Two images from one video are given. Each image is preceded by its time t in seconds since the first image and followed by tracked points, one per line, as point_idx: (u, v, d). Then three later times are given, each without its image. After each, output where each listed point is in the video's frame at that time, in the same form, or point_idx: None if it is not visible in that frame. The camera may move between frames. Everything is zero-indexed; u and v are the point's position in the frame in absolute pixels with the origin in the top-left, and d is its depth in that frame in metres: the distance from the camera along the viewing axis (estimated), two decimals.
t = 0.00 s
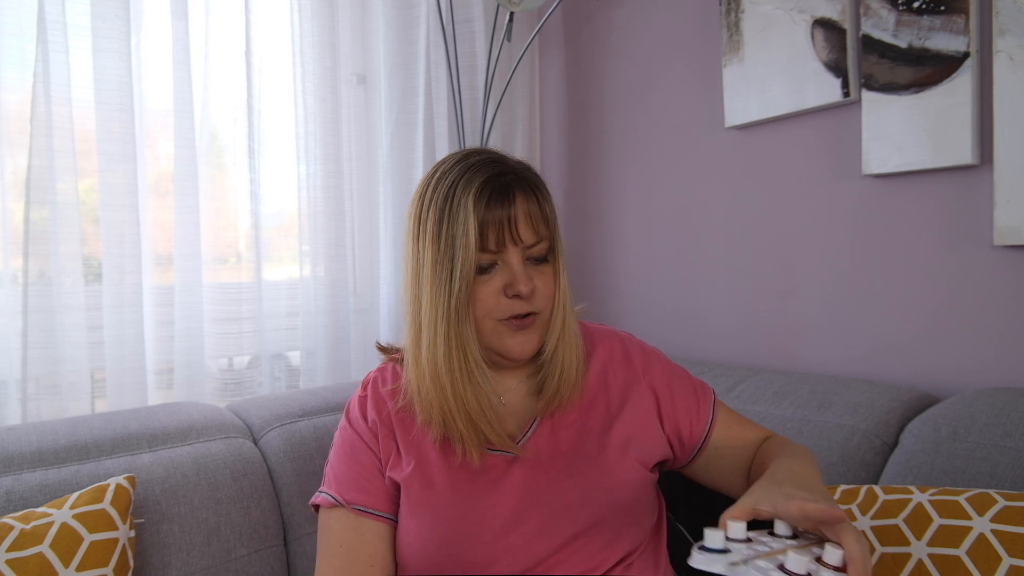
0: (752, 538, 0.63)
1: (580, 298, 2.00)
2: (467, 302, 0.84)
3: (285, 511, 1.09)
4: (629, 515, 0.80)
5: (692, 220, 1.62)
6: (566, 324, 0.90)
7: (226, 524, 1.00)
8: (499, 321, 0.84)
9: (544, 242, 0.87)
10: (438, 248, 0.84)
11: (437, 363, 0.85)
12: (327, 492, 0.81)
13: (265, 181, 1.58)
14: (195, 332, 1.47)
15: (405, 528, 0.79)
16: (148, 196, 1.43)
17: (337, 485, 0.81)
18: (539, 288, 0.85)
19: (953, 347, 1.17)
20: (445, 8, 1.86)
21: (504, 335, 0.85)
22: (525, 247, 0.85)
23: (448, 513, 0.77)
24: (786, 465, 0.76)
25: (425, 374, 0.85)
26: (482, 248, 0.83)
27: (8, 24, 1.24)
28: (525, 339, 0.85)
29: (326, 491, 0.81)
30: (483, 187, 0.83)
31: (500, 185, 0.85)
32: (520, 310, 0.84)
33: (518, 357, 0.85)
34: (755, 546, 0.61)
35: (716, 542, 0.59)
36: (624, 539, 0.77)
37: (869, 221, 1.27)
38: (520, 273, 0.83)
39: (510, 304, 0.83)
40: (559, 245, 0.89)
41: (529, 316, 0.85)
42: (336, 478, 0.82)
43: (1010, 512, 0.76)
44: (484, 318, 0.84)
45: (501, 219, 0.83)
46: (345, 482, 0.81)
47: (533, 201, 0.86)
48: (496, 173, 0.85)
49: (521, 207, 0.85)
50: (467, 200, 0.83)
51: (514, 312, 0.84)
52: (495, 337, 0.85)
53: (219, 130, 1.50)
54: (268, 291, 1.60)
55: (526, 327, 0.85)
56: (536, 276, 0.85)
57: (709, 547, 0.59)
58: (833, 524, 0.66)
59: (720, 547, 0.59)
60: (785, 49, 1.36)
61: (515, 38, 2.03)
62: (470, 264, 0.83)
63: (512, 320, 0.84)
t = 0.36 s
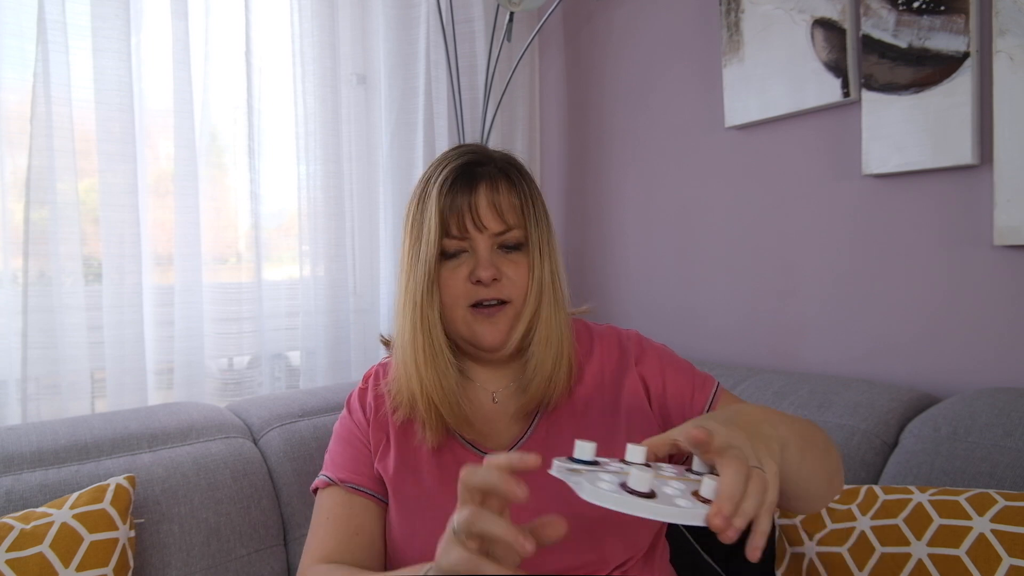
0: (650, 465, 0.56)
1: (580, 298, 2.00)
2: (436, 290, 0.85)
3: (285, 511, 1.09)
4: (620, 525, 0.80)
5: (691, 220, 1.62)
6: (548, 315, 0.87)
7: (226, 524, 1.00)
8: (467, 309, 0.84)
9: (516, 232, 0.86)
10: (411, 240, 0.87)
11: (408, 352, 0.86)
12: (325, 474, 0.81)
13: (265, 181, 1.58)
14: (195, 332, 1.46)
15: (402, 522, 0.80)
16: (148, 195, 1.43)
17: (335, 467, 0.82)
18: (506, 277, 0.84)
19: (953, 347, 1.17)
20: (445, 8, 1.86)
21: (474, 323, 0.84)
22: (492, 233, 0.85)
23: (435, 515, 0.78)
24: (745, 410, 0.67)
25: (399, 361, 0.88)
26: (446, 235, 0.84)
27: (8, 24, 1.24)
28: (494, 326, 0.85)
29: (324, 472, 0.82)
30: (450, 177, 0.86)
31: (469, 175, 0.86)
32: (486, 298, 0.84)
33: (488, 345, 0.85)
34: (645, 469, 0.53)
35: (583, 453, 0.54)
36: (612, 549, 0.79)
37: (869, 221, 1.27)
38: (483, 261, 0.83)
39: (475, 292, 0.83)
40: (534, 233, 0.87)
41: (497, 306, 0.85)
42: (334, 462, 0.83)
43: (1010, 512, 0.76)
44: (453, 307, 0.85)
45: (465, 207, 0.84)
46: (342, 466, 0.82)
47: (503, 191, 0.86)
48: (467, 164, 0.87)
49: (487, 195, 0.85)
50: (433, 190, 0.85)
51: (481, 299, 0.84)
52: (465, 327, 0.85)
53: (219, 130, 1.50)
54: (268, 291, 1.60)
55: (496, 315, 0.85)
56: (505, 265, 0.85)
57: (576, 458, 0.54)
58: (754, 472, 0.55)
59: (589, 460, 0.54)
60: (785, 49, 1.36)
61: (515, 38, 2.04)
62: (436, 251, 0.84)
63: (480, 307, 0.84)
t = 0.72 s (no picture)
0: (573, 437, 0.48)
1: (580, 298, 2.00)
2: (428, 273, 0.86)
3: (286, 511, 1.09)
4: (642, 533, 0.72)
5: (691, 219, 1.62)
6: (540, 311, 0.86)
7: (226, 524, 1.00)
8: (452, 294, 0.83)
9: (510, 223, 0.86)
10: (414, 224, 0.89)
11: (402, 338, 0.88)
12: (321, 464, 0.82)
13: (265, 182, 1.58)
14: (195, 332, 1.46)
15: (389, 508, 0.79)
16: (148, 196, 1.43)
17: (330, 457, 0.83)
18: (494, 266, 0.83)
19: (953, 347, 1.17)
20: (445, 8, 1.86)
21: (457, 310, 0.83)
22: (486, 221, 0.85)
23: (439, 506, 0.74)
24: (699, 372, 0.59)
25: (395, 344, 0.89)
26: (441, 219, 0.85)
27: (8, 24, 1.23)
28: (477, 316, 0.82)
29: (320, 464, 0.83)
30: (454, 163, 0.87)
31: (475, 164, 0.88)
32: (472, 285, 0.83)
33: (470, 335, 0.83)
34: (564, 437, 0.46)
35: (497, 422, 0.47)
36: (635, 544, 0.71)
37: (869, 221, 1.27)
38: (471, 247, 0.83)
39: (460, 277, 0.82)
40: (532, 229, 0.87)
41: (483, 293, 0.83)
42: (328, 454, 0.83)
43: (1010, 512, 0.76)
44: (438, 290, 0.84)
45: (464, 192, 0.86)
46: (338, 456, 0.82)
47: (503, 182, 0.87)
48: (475, 153, 0.89)
49: (486, 184, 0.86)
50: (437, 177, 0.88)
51: (465, 284, 0.83)
52: (449, 312, 0.83)
53: (219, 130, 1.50)
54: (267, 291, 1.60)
55: (480, 304, 0.83)
56: (492, 253, 0.84)
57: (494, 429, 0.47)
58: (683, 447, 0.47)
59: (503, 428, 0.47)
60: (785, 49, 1.36)
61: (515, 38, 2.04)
62: (430, 233, 0.85)
63: (466, 294, 0.83)
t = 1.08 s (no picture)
0: (528, 413, 0.50)
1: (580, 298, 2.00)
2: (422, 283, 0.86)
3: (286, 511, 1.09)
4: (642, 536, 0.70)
5: (691, 219, 1.62)
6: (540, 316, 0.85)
7: (226, 523, 1.00)
8: (448, 304, 0.83)
9: (504, 229, 0.85)
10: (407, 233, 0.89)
11: (399, 348, 0.88)
12: (319, 465, 0.82)
13: (265, 182, 1.58)
14: (195, 332, 1.46)
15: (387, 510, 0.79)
16: (148, 196, 1.43)
17: (329, 458, 0.83)
18: (488, 275, 0.82)
19: (953, 347, 1.17)
20: (445, 7, 1.86)
21: (453, 321, 0.83)
22: (478, 230, 0.84)
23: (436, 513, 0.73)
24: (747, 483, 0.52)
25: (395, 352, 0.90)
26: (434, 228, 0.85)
27: (8, 24, 1.23)
28: (473, 325, 0.83)
29: (319, 464, 0.83)
30: (445, 171, 0.87)
31: (466, 170, 0.87)
32: (467, 295, 0.83)
33: (467, 344, 0.83)
34: (517, 429, 0.47)
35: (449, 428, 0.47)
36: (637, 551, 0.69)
37: (869, 221, 1.27)
38: (463, 257, 0.82)
39: (454, 288, 0.82)
40: (527, 233, 0.86)
41: (479, 302, 0.83)
42: (326, 455, 0.83)
43: (1010, 512, 0.76)
44: (434, 301, 0.85)
45: (455, 200, 0.85)
46: (336, 457, 0.82)
47: (496, 187, 0.86)
48: (466, 158, 0.87)
49: (476, 190, 0.85)
50: (427, 186, 0.87)
51: (460, 296, 0.82)
52: (445, 322, 0.84)
53: (220, 130, 1.50)
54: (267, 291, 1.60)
55: (476, 314, 0.83)
56: (486, 262, 0.83)
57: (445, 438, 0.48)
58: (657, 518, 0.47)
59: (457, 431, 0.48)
60: (785, 49, 1.36)
61: (515, 38, 2.04)
62: (423, 243, 0.85)
63: (461, 304, 0.83)
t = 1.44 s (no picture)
0: (561, 462, 0.49)
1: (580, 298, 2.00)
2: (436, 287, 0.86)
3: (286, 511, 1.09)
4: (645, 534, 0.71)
5: (692, 219, 1.62)
6: (557, 323, 0.86)
7: (226, 523, 1.00)
8: (463, 310, 0.83)
9: (521, 235, 0.85)
10: (419, 235, 0.88)
11: (410, 350, 0.87)
12: (324, 467, 0.82)
13: (265, 182, 1.58)
14: (195, 332, 1.46)
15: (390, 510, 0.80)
16: (148, 195, 1.43)
17: (333, 461, 0.83)
18: (504, 282, 0.82)
19: (953, 347, 1.17)
20: (445, 7, 1.86)
21: (468, 327, 0.83)
22: (496, 236, 0.84)
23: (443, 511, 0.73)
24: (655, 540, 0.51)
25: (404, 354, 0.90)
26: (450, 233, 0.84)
27: (8, 24, 1.23)
28: (488, 331, 0.82)
29: (323, 467, 0.83)
30: (461, 173, 0.86)
31: (483, 173, 0.86)
32: (483, 302, 0.83)
33: (481, 350, 0.83)
34: (540, 480, 0.47)
35: (471, 469, 0.48)
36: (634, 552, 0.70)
37: (869, 221, 1.27)
38: (480, 263, 0.82)
39: (470, 294, 0.82)
40: (544, 239, 0.86)
41: (495, 309, 0.83)
42: (331, 457, 0.83)
43: (1010, 512, 0.76)
44: (448, 306, 0.85)
45: (472, 204, 0.84)
46: (342, 459, 0.83)
47: (514, 191, 0.85)
48: (483, 161, 0.87)
49: (494, 195, 0.85)
50: (442, 187, 0.86)
51: (476, 302, 0.82)
52: (460, 328, 0.84)
53: (220, 130, 1.51)
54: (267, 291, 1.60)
55: (491, 321, 0.83)
56: (503, 268, 0.83)
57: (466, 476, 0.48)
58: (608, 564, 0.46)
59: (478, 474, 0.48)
60: (785, 49, 1.36)
61: (515, 38, 2.04)
62: (438, 247, 0.85)
63: (476, 310, 0.83)
